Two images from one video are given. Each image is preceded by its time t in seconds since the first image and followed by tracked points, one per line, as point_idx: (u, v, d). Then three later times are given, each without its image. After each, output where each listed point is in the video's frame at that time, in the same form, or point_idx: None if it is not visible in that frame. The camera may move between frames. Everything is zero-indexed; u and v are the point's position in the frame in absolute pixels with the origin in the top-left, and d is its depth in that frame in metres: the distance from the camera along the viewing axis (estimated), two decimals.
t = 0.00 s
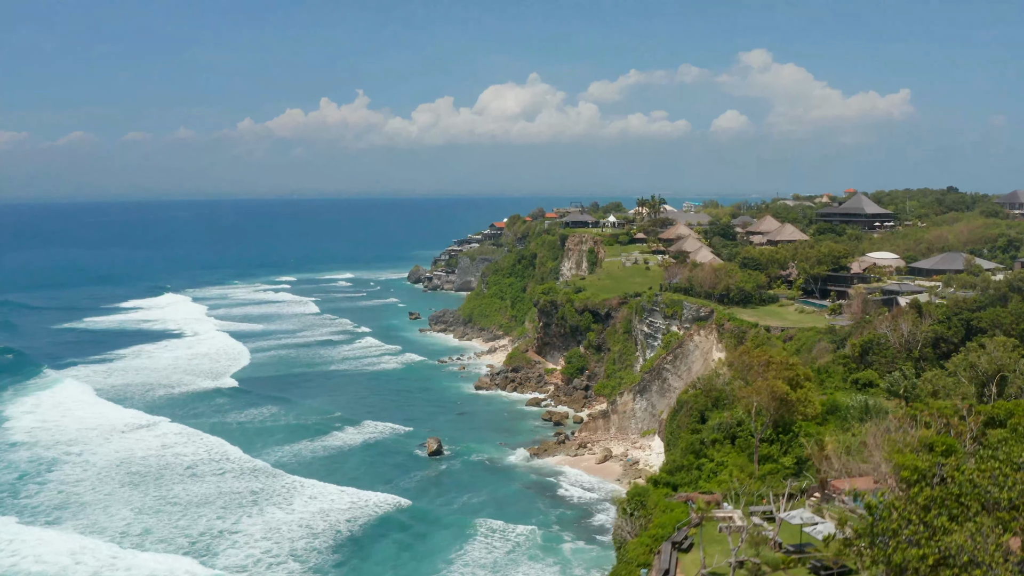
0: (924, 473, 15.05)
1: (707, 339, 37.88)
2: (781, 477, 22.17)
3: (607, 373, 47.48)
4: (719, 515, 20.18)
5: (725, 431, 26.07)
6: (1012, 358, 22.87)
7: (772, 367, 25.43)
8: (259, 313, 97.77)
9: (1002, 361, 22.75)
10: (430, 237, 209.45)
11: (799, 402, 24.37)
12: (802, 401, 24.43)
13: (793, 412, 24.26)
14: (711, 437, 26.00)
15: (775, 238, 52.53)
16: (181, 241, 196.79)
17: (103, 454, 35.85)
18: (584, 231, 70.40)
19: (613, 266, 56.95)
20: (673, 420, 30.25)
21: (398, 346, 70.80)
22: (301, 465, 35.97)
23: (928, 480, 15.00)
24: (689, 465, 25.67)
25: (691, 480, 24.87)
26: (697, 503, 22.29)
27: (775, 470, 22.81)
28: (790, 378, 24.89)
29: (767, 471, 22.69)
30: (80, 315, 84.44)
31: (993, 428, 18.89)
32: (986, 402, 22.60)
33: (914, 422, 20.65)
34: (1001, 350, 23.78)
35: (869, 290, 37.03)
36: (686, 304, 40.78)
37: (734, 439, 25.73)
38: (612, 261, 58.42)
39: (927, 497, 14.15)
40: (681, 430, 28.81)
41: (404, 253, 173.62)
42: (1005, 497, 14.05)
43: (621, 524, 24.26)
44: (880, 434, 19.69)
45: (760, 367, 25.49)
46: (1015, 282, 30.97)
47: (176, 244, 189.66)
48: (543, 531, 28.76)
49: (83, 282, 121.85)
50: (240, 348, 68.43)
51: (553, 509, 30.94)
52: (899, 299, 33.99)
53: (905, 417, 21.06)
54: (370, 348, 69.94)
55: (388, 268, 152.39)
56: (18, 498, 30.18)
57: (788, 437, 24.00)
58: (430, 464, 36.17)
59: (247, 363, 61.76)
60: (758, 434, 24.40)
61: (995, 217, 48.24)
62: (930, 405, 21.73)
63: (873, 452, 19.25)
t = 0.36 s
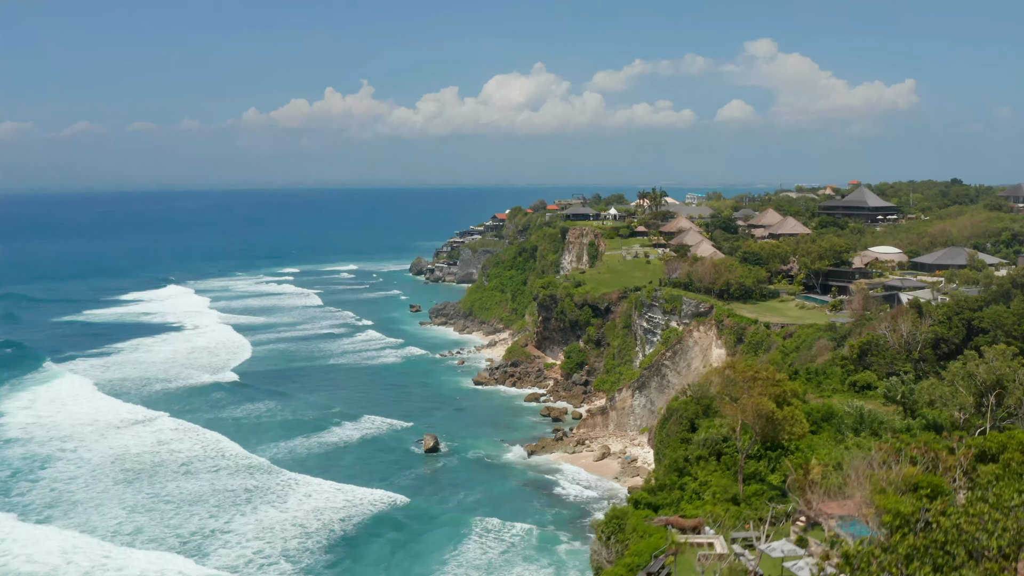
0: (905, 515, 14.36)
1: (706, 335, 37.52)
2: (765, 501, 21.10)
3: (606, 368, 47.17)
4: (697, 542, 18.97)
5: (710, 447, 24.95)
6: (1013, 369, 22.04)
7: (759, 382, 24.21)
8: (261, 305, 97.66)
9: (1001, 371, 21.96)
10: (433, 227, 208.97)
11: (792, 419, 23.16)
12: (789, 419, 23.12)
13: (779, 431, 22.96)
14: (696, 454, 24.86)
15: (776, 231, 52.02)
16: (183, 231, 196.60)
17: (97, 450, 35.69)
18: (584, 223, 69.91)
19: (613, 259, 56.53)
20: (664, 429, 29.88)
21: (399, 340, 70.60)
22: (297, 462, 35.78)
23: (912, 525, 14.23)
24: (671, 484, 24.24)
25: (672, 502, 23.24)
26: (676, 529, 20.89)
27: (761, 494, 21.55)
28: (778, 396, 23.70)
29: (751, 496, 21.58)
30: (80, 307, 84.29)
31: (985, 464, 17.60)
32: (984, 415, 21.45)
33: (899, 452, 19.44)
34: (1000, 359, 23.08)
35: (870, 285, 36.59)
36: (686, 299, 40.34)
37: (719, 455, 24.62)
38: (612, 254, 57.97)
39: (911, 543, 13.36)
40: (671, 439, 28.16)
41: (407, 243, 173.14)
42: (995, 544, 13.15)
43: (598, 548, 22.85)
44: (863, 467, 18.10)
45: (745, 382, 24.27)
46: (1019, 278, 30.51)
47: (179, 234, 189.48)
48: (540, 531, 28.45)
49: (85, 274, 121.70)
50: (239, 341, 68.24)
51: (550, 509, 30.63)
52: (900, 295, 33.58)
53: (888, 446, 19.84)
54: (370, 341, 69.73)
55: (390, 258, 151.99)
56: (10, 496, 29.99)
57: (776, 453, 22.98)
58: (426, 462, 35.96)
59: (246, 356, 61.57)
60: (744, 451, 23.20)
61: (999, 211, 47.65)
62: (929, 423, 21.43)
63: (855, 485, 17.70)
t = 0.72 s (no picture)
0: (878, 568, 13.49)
1: (705, 331, 37.07)
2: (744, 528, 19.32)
3: (606, 363, 46.78)
4: None
5: (693, 468, 24.10)
6: (1011, 381, 21.03)
7: (740, 403, 21.57)
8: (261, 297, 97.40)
9: (999, 384, 20.87)
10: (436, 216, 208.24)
11: (773, 441, 20.80)
12: (773, 443, 20.90)
13: (761, 455, 20.71)
14: (677, 476, 24.00)
15: (778, 224, 51.38)
16: (186, 220, 196.27)
17: (90, 446, 35.48)
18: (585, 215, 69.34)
19: (613, 252, 55.98)
20: (651, 440, 29.61)
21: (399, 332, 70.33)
22: (292, 458, 35.56)
23: None
24: (648, 510, 22.82)
25: (648, 528, 21.60)
26: (649, 563, 18.65)
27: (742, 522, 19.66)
28: (760, 420, 21.10)
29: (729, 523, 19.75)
30: (80, 299, 84.13)
31: (973, 512, 15.27)
32: (981, 429, 20.65)
33: (877, 499, 17.39)
34: (997, 371, 22.18)
35: (872, 281, 36.04)
36: (685, 294, 39.83)
37: (701, 476, 23.72)
38: (612, 247, 57.42)
39: None
40: (658, 450, 27.92)
41: (409, 232, 172.56)
42: None
43: None
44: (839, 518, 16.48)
45: (726, 404, 21.71)
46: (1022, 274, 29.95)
47: (181, 224, 189.18)
48: (535, 532, 28.15)
49: (86, 264, 121.47)
50: (238, 334, 67.99)
51: (546, 508, 30.32)
52: (902, 292, 33.05)
53: (866, 493, 17.68)
54: (370, 334, 69.45)
55: (393, 248, 151.47)
56: None
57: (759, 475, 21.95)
58: (422, 459, 35.68)
59: (245, 349, 61.35)
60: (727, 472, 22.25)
61: (1005, 205, 46.96)
62: (926, 436, 20.98)
63: (830, 530, 16.61)
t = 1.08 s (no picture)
0: None
1: (705, 327, 36.65)
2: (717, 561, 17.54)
3: (605, 358, 46.40)
4: None
5: (673, 493, 21.65)
6: (1009, 395, 20.46)
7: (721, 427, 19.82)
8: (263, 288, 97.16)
9: (997, 399, 20.28)
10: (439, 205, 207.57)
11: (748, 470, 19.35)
12: (753, 470, 19.50)
13: (740, 482, 19.26)
14: (655, 501, 21.47)
15: (780, 217, 50.78)
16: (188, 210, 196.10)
17: (83, 443, 35.28)
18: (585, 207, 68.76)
19: (614, 245, 55.46)
20: (637, 452, 29.23)
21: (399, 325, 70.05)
22: (287, 455, 35.31)
23: None
24: (625, 538, 20.59)
25: (622, 558, 19.24)
26: None
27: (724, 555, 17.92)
28: (740, 446, 19.63)
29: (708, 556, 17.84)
30: (80, 291, 84.02)
31: (956, 570, 13.99)
32: (979, 445, 20.20)
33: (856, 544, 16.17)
34: (996, 384, 21.44)
35: (874, 276, 35.50)
36: (684, 289, 39.34)
37: (682, 501, 21.32)
38: (613, 240, 56.90)
39: None
40: (643, 464, 27.51)
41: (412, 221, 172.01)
42: None
43: None
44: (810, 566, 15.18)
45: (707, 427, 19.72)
46: None
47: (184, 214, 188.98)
48: (529, 532, 27.85)
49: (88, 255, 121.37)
50: (237, 326, 67.76)
51: (542, 508, 29.99)
52: (904, 288, 32.51)
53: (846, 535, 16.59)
54: (370, 327, 69.15)
55: (395, 237, 151.00)
56: None
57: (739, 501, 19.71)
58: (418, 456, 35.40)
59: (243, 341, 61.14)
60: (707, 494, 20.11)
61: (1010, 198, 46.28)
62: (921, 449, 20.58)
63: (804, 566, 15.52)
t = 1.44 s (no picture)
0: None
1: (704, 323, 36.21)
2: None
3: (605, 353, 46.05)
4: None
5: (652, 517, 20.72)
6: (1007, 408, 19.79)
7: (697, 452, 17.70)
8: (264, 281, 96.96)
9: (994, 413, 19.61)
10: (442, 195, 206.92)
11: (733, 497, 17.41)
12: (734, 499, 17.46)
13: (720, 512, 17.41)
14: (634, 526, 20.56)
15: (782, 210, 50.22)
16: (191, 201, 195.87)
17: (77, 439, 35.07)
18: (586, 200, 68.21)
19: (614, 239, 54.99)
20: (624, 464, 28.93)
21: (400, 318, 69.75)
22: (283, 451, 35.05)
23: None
24: (601, 565, 19.51)
25: None
26: None
27: None
28: (720, 473, 17.50)
29: None
30: (80, 284, 83.92)
31: None
32: (976, 460, 19.87)
33: None
34: (994, 398, 20.73)
35: (875, 272, 35.01)
36: (684, 285, 38.89)
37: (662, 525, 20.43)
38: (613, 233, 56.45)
39: None
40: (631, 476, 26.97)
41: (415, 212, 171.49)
42: None
43: None
44: None
45: (681, 452, 17.71)
46: None
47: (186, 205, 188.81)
48: (524, 533, 27.55)
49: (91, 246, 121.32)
50: (236, 319, 67.54)
51: (538, 508, 29.67)
52: (906, 285, 32.05)
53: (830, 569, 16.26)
54: (370, 320, 68.87)
55: (398, 228, 150.54)
56: None
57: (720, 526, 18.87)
58: (414, 453, 35.13)
59: (242, 335, 60.93)
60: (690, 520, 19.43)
61: (1015, 192, 45.63)
62: (916, 464, 20.36)
63: None
